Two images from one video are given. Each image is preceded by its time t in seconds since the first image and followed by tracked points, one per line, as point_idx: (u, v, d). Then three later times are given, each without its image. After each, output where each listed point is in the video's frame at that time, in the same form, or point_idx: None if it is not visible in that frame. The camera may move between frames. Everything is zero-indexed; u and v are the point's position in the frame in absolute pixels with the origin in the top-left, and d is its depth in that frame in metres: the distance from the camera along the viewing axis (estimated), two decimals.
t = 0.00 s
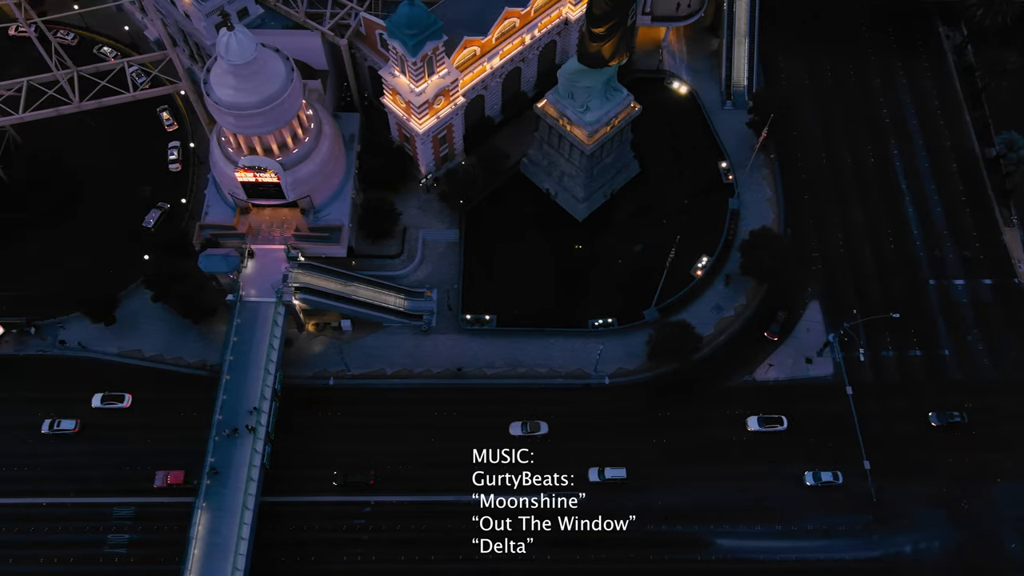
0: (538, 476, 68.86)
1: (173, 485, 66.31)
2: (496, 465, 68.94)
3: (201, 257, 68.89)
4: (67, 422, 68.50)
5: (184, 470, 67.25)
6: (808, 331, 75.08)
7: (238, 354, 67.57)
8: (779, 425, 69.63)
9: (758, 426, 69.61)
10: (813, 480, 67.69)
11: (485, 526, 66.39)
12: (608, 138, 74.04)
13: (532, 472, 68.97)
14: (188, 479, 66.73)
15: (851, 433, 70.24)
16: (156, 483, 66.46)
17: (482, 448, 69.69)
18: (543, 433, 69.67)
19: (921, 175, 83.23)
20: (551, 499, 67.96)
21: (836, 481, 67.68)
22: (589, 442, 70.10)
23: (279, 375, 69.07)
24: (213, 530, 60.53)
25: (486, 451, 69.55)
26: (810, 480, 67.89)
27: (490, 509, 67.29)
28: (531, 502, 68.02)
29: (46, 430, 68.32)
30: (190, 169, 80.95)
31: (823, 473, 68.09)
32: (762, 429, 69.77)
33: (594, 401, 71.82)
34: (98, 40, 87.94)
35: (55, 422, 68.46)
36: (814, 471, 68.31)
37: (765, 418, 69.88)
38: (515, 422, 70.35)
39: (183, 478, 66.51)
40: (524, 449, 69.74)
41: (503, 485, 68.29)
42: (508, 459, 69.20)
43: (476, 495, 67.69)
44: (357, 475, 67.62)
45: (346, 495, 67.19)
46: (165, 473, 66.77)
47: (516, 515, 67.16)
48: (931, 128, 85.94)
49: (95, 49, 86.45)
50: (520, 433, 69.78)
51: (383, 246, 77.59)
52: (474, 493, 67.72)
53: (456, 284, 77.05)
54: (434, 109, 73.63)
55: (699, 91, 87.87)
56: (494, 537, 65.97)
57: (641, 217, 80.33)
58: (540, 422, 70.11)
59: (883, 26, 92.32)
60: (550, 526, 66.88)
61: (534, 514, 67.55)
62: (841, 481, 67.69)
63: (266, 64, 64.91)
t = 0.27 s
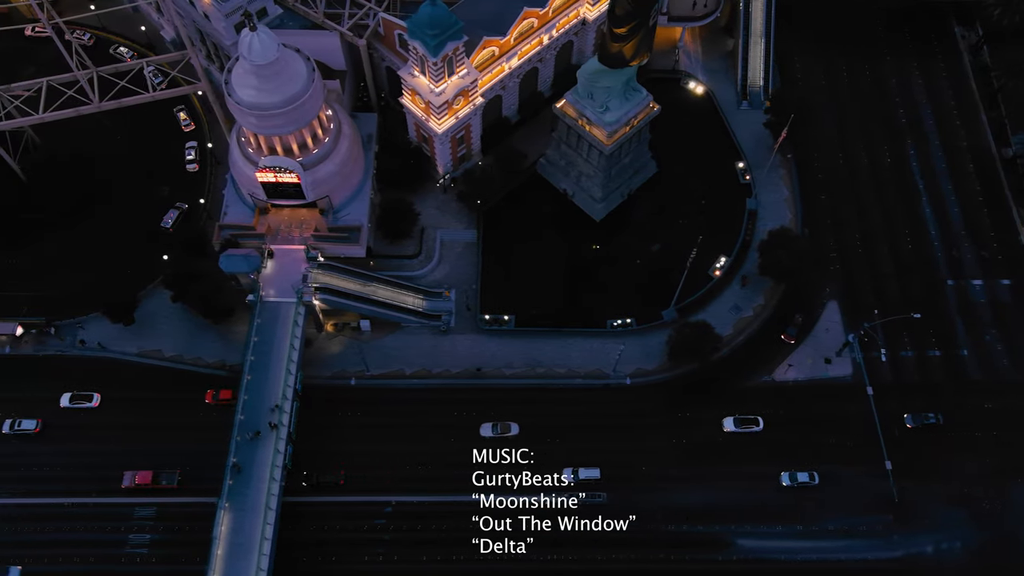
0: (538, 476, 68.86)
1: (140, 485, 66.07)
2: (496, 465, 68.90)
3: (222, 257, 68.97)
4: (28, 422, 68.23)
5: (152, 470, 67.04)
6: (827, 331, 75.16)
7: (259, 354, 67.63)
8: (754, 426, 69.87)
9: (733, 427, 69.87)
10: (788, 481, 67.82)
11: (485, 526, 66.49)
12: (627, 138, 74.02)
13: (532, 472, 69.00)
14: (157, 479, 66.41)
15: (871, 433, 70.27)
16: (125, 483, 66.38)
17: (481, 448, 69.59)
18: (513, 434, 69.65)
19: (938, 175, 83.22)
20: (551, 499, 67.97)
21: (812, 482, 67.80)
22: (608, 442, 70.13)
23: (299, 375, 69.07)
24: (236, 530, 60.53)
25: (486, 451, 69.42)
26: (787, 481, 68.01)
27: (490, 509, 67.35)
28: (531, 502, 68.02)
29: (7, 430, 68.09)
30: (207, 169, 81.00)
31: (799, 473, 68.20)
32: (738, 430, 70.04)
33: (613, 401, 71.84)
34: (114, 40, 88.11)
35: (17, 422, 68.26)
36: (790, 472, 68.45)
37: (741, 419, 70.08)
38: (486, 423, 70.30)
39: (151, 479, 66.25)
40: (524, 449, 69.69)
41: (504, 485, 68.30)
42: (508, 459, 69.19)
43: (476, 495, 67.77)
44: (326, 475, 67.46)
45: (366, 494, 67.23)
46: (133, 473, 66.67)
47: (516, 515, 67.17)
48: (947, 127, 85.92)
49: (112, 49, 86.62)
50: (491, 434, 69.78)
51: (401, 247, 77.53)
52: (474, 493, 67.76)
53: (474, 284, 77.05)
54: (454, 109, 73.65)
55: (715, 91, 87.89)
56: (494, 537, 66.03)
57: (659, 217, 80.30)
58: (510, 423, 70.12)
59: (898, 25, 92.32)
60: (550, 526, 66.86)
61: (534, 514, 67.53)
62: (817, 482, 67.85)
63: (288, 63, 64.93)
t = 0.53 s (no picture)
0: (538, 476, 68.58)
1: (107, 486, 65.94)
2: (496, 465, 68.77)
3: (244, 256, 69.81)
4: None
5: (120, 470, 66.85)
6: (846, 331, 75.17)
7: (279, 354, 67.71)
8: (730, 427, 70.07)
9: (709, 428, 69.93)
10: (765, 481, 67.94)
11: (485, 526, 66.33)
12: (646, 138, 73.95)
13: (532, 472, 68.76)
14: (125, 480, 66.22)
15: (892, 434, 70.21)
16: (92, 483, 66.25)
17: (481, 448, 69.48)
18: (484, 435, 69.64)
19: (955, 175, 83.18)
20: (551, 499, 67.70)
21: (788, 482, 67.90)
22: (629, 442, 70.14)
23: (320, 375, 69.15)
24: (259, 530, 60.59)
25: (486, 451, 69.31)
26: (762, 482, 68.10)
27: (490, 509, 67.20)
28: (531, 502, 67.78)
29: None
30: (225, 169, 81.02)
31: (775, 474, 68.30)
32: (714, 432, 70.05)
33: (633, 401, 71.83)
34: (129, 40, 88.13)
35: None
36: (767, 472, 68.48)
37: (717, 421, 70.20)
38: (457, 424, 70.21)
39: (118, 479, 66.09)
40: (524, 449, 69.50)
41: (503, 485, 68.11)
42: (508, 459, 69.06)
43: (476, 495, 67.61)
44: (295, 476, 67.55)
45: (388, 495, 67.25)
46: (100, 473, 66.52)
47: (516, 515, 67.02)
48: (964, 128, 85.87)
49: (128, 50, 86.62)
50: (462, 435, 69.67)
51: (419, 247, 77.61)
52: (474, 493, 67.63)
53: (493, 284, 77.04)
54: (473, 109, 73.66)
55: (732, 91, 87.90)
56: (494, 537, 65.90)
57: (676, 218, 80.32)
58: (481, 424, 70.00)
59: (914, 26, 92.26)
60: (550, 526, 66.68)
61: (534, 513, 67.33)
62: (793, 483, 67.91)
63: (310, 63, 64.89)
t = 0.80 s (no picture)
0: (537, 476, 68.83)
1: (74, 492, 65.46)
2: (496, 465, 69.01)
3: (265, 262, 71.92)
4: None
5: (87, 477, 66.37)
6: (865, 337, 75.13)
7: (301, 360, 67.73)
8: (705, 433, 69.79)
9: (684, 434, 69.83)
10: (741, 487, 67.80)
11: (485, 526, 66.46)
12: (665, 144, 74.01)
13: (532, 472, 68.96)
14: (91, 486, 65.79)
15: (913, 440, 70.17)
16: (58, 490, 65.61)
17: (481, 449, 69.82)
18: (453, 441, 69.22)
19: (973, 181, 83.24)
20: (550, 499, 67.81)
21: (762, 488, 67.78)
22: (650, 448, 70.12)
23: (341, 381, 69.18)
24: (283, 536, 60.55)
25: (486, 451, 69.61)
26: (739, 487, 67.99)
27: (490, 509, 67.37)
28: (531, 502, 67.93)
29: None
30: (243, 175, 81.13)
31: (750, 479, 68.20)
32: (688, 438, 69.99)
33: (654, 407, 71.82)
34: (147, 46, 88.45)
35: None
36: (743, 478, 68.46)
37: (692, 427, 70.17)
38: (427, 430, 69.75)
39: (85, 485, 65.67)
40: (524, 449, 69.79)
41: (504, 485, 68.30)
42: (508, 459, 69.30)
43: (476, 495, 67.83)
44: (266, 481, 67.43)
45: (410, 501, 67.14)
46: (66, 480, 65.94)
47: (516, 515, 67.20)
48: (980, 134, 85.95)
49: (145, 55, 86.88)
50: (431, 441, 69.26)
51: (438, 253, 77.72)
52: (474, 492, 67.88)
53: (512, 289, 77.06)
54: (493, 115, 73.75)
55: (748, 98, 88.04)
56: (494, 537, 66.02)
57: (694, 223, 80.37)
58: (450, 430, 69.69)
59: (929, 32, 92.42)
60: (550, 526, 66.78)
61: (534, 514, 67.44)
62: (769, 488, 67.87)
63: (332, 70, 64.88)
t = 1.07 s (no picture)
0: (538, 476, 68.87)
1: (37, 498, 65.69)
2: (496, 465, 69.16)
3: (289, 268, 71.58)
4: None
5: (50, 483, 66.60)
6: (887, 343, 75.11)
7: (325, 367, 67.87)
8: (679, 440, 69.90)
9: (658, 441, 69.77)
10: (715, 494, 67.78)
11: (485, 526, 66.49)
12: (687, 151, 74.07)
13: (532, 472, 69.01)
14: (54, 492, 66.04)
15: (937, 446, 70.10)
16: (20, 496, 65.89)
17: (481, 449, 69.93)
18: (420, 448, 69.12)
19: (992, 188, 83.28)
20: (551, 499, 67.82)
21: (738, 495, 67.75)
22: (673, 455, 70.06)
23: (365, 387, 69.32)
24: (309, 543, 60.44)
25: (486, 451, 69.76)
26: (713, 494, 67.96)
27: (490, 509, 67.45)
28: (531, 502, 67.93)
29: None
30: (263, 181, 81.28)
31: (725, 486, 68.13)
32: (662, 444, 69.94)
33: (676, 413, 71.76)
34: (166, 53, 88.91)
35: None
36: (717, 484, 68.41)
37: (666, 433, 70.12)
38: (393, 435, 69.47)
39: (47, 492, 65.86)
40: (524, 449, 69.93)
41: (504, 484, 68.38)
42: (508, 460, 69.43)
43: (476, 495, 67.78)
44: (233, 487, 67.24)
45: (434, 507, 67.06)
46: (29, 486, 66.22)
47: (516, 515, 67.29)
48: (999, 141, 86.03)
49: (165, 62, 87.39)
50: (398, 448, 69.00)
51: (459, 259, 77.75)
52: (474, 492, 67.81)
53: (533, 296, 77.10)
54: (515, 122, 73.87)
55: (766, 104, 88.20)
56: (494, 537, 66.05)
57: (714, 229, 80.48)
58: (417, 436, 69.54)
59: (946, 39, 92.63)
60: (550, 526, 66.83)
61: (534, 514, 67.45)
62: (743, 495, 67.85)
63: (358, 77, 64.98)
